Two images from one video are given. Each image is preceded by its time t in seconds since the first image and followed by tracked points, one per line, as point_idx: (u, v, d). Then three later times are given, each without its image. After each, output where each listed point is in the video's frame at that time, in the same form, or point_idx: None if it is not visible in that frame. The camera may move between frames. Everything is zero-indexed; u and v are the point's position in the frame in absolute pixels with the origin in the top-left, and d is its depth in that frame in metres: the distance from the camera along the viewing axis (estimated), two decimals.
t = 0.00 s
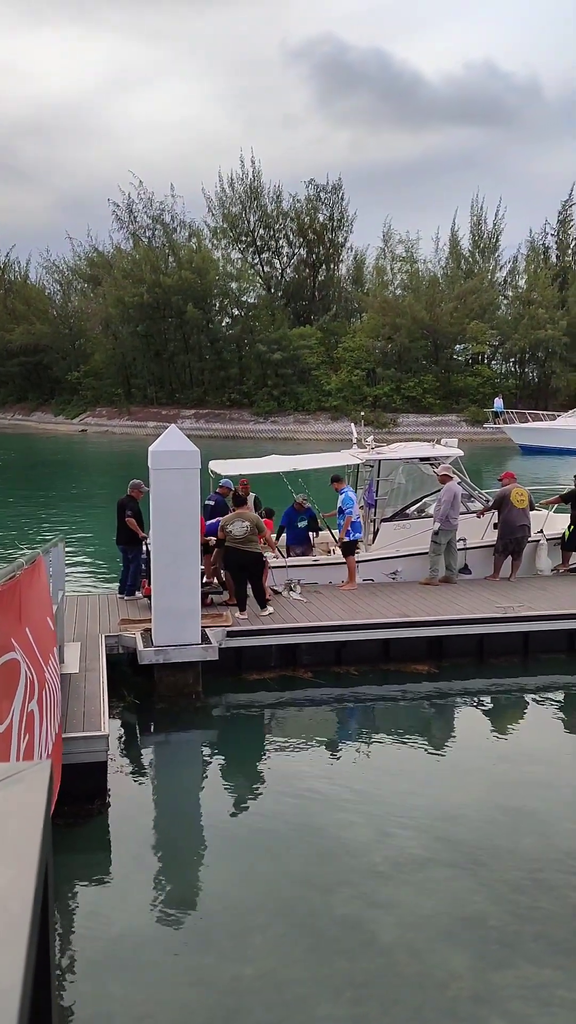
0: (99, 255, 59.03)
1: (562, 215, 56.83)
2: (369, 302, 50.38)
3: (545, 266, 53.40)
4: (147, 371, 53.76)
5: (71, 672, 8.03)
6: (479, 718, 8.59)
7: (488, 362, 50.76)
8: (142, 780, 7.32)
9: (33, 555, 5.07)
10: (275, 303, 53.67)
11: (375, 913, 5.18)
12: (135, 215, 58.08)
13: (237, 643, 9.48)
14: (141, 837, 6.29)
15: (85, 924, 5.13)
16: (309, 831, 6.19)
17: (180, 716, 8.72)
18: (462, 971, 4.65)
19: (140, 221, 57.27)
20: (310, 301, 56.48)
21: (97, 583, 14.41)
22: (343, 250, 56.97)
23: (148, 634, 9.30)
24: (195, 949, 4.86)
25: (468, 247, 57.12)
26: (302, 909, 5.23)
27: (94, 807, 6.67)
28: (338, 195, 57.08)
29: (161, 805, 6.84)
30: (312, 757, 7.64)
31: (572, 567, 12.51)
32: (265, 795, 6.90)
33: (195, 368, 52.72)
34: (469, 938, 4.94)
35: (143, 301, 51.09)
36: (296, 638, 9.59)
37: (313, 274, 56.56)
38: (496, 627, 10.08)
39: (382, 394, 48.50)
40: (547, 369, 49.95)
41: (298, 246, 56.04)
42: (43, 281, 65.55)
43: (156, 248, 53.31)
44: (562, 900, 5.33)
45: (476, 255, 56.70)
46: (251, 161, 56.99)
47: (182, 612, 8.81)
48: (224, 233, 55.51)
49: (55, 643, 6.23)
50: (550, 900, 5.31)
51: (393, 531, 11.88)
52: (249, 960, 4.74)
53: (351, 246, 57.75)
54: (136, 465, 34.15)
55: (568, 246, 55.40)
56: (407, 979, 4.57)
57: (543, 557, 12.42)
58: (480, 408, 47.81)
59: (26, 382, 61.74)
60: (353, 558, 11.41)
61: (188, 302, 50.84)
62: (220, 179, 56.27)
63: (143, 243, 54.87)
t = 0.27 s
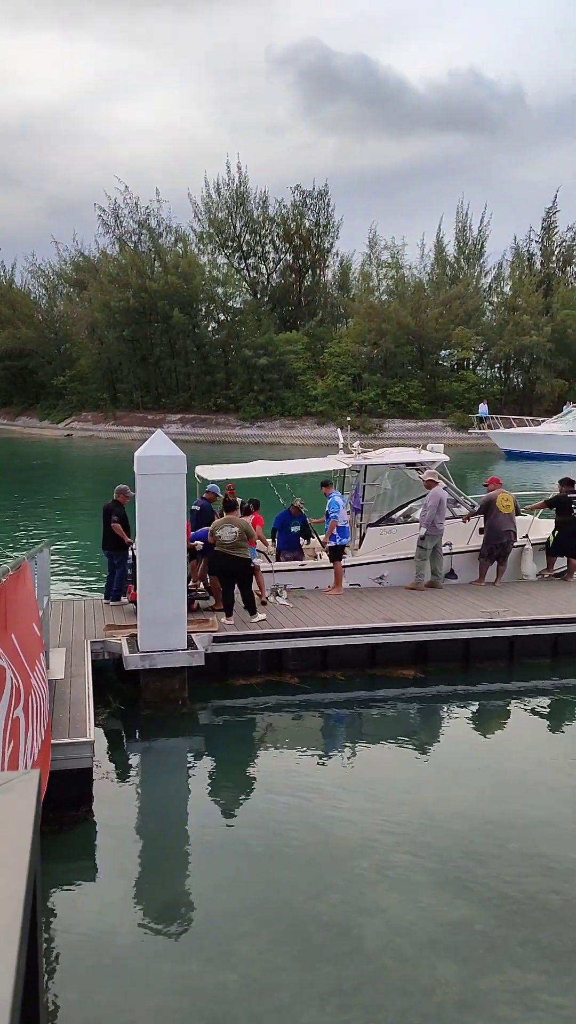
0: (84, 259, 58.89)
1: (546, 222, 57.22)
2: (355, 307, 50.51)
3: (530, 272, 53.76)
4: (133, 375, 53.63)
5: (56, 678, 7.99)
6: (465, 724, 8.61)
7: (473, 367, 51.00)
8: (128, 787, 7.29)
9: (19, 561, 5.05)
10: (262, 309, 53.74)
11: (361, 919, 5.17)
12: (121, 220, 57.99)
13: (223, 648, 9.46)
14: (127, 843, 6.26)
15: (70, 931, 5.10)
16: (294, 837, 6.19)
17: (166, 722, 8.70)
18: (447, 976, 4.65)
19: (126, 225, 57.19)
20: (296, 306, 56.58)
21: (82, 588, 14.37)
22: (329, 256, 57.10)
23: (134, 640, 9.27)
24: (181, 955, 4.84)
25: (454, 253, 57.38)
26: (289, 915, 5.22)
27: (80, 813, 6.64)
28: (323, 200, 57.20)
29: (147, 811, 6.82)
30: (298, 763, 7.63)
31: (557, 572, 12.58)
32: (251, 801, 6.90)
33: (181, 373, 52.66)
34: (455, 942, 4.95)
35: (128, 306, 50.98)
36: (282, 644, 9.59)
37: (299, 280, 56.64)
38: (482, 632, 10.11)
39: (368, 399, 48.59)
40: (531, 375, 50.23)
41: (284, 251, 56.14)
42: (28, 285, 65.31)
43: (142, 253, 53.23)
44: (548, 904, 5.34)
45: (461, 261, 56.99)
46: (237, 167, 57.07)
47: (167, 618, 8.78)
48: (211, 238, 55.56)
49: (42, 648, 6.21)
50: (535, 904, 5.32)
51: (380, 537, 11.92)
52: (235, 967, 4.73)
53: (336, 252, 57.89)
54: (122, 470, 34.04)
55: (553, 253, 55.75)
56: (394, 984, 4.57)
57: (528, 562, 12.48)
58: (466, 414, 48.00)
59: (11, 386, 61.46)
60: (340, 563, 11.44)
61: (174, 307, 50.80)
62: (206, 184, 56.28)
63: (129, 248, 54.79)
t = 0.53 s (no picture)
0: (67, 263, 58.68)
1: (527, 229, 57.67)
2: (338, 312, 50.69)
3: (511, 279, 54.16)
4: (116, 380, 53.49)
5: (39, 686, 7.95)
6: (448, 728, 8.65)
7: (456, 373, 51.30)
8: (111, 794, 7.26)
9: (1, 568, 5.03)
10: (245, 314, 53.79)
11: (345, 925, 5.18)
12: (103, 224, 57.88)
13: (207, 654, 9.45)
14: (109, 851, 6.23)
15: (53, 940, 5.07)
16: (277, 843, 6.18)
17: (149, 729, 8.67)
18: (430, 981, 4.67)
19: (109, 230, 57.09)
20: (279, 312, 56.69)
21: (65, 594, 14.32)
22: (312, 261, 57.22)
23: (116, 646, 9.24)
24: (164, 963, 4.83)
25: (436, 260, 57.68)
26: (272, 921, 5.22)
27: (62, 821, 6.60)
28: (306, 206, 57.35)
29: (130, 818, 6.79)
30: (282, 769, 7.63)
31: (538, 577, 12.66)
32: (234, 807, 6.89)
33: (165, 378, 52.61)
34: (438, 947, 4.96)
35: (111, 311, 50.83)
36: (265, 650, 9.59)
37: (282, 285, 56.76)
38: (464, 637, 10.16)
39: (351, 404, 48.71)
40: (513, 380, 50.54)
41: (267, 256, 56.23)
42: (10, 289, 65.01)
43: (125, 258, 53.11)
44: (530, 908, 5.37)
45: (443, 267, 57.31)
46: (220, 172, 57.15)
47: (151, 624, 8.77)
48: (194, 243, 55.60)
49: (24, 655, 6.18)
50: (518, 909, 5.35)
51: (363, 542, 11.94)
52: (219, 974, 4.72)
53: (319, 258, 58.04)
54: (105, 476, 33.91)
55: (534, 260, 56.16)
56: (378, 990, 4.58)
57: (510, 566, 12.55)
58: (448, 419, 48.23)
59: None
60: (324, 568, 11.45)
61: (157, 312, 50.72)
62: (189, 189, 56.31)
63: (112, 253, 54.70)
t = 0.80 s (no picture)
0: (48, 268, 58.37)
1: (507, 236, 58.10)
2: (320, 319, 50.81)
3: (492, 286, 54.53)
4: (97, 386, 53.25)
5: (18, 694, 7.87)
6: (429, 733, 8.65)
7: (437, 379, 51.56)
8: (91, 802, 7.20)
9: None
10: (227, 320, 53.79)
11: (326, 932, 5.16)
12: (85, 229, 57.67)
13: (188, 660, 9.41)
14: (89, 859, 6.18)
15: (32, 950, 5.02)
16: (259, 850, 6.16)
17: (130, 736, 8.62)
18: (411, 987, 4.66)
19: (90, 235, 56.89)
20: (261, 318, 56.74)
21: (45, 601, 14.22)
22: (294, 268, 57.29)
23: (97, 653, 9.17)
24: (143, 972, 4.79)
25: (417, 266, 57.94)
26: (252, 929, 5.19)
27: (42, 830, 6.54)
28: (288, 212, 57.41)
29: (110, 826, 6.74)
30: (264, 775, 7.60)
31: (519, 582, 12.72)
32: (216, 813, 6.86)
33: (146, 383, 52.46)
34: (419, 953, 4.95)
35: (93, 316, 50.58)
36: (247, 656, 9.55)
37: (264, 291, 56.83)
38: (445, 642, 10.17)
39: (333, 410, 48.76)
40: (494, 386, 50.83)
41: (249, 262, 56.25)
42: None
43: (107, 263, 52.89)
44: (511, 913, 5.38)
45: (425, 273, 57.57)
46: (202, 178, 57.15)
47: (132, 631, 8.71)
48: (176, 249, 55.58)
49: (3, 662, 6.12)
50: (500, 914, 5.35)
51: (345, 547, 11.94)
52: (200, 983, 4.68)
53: (301, 264, 58.12)
54: (86, 482, 33.72)
55: (515, 267, 56.53)
56: (359, 996, 4.56)
57: (491, 571, 12.60)
58: (430, 425, 48.44)
59: None
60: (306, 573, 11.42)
61: (139, 317, 50.57)
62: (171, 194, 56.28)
63: (93, 258, 54.51)
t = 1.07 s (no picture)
0: (29, 274, 58.07)
1: (488, 243, 58.50)
2: (303, 325, 50.93)
3: (473, 292, 54.89)
4: (79, 392, 53.02)
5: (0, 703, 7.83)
6: (412, 739, 8.69)
7: (419, 385, 51.87)
8: (74, 810, 7.17)
9: None
10: (210, 326, 53.75)
11: (308, 938, 5.17)
12: (66, 235, 57.47)
13: (171, 668, 9.38)
14: (72, 867, 6.16)
15: (15, 958, 5.00)
16: (243, 857, 6.16)
17: (113, 743, 8.58)
18: (395, 994, 4.67)
19: (72, 241, 56.69)
20: (244, 324, 56.80)
21: (27, 609, 14.14)
22: (276, 274, 57.34)
23: (79, 660, 9.13)
24: (127, 981, 4.77)
25: (399, 273, 58.17)
26: (235, 937, 5.19)
27: (24, 839, 6.51)
28: (271, 219, 57.46)
29: (93, 833, 6.72)
30: (248, 782, 7.60)
31: (501, 587, 12.79)
32: (201, 820, 6.85)
33: (129, 389, 52.34)
34: (402, 959, 4.97)
35: (75, 321, 50.33)
36: (230, 662, 9.54)
37: (247, 297, 56.89)
38: (428, 648, 10.21)
39: (316, 416, 48.87)
40: (475, 393, 51.11)
41: (231, 269, 56.25)
42: None
43: (88, 269, 52.66)
44: (494, 919, 5.40)
45: (406, 280, 57.81)
46: (184, 184, 57.14)
47: (114, 638, 8.69)
48: (158, 255, 55.52)
49: None
50: (483, 919, 5.38)
51: (329, 553, 11.96)
52: (184, 991, 4.68)
53: (283, 270, 58.18)
54: (69, 488, 33.53)
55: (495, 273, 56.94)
56: (342, 1004, 4.57)
57: (474, 577, 12.67)
58: (412, 431, 48.65)
59: None
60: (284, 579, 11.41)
61: (121, 323, 50.41)
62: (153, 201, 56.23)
63: (75, 264, 54.33)
